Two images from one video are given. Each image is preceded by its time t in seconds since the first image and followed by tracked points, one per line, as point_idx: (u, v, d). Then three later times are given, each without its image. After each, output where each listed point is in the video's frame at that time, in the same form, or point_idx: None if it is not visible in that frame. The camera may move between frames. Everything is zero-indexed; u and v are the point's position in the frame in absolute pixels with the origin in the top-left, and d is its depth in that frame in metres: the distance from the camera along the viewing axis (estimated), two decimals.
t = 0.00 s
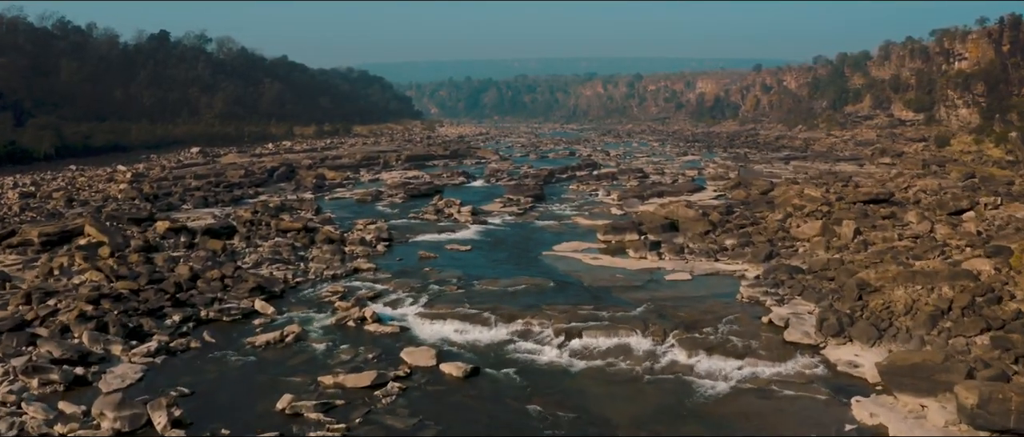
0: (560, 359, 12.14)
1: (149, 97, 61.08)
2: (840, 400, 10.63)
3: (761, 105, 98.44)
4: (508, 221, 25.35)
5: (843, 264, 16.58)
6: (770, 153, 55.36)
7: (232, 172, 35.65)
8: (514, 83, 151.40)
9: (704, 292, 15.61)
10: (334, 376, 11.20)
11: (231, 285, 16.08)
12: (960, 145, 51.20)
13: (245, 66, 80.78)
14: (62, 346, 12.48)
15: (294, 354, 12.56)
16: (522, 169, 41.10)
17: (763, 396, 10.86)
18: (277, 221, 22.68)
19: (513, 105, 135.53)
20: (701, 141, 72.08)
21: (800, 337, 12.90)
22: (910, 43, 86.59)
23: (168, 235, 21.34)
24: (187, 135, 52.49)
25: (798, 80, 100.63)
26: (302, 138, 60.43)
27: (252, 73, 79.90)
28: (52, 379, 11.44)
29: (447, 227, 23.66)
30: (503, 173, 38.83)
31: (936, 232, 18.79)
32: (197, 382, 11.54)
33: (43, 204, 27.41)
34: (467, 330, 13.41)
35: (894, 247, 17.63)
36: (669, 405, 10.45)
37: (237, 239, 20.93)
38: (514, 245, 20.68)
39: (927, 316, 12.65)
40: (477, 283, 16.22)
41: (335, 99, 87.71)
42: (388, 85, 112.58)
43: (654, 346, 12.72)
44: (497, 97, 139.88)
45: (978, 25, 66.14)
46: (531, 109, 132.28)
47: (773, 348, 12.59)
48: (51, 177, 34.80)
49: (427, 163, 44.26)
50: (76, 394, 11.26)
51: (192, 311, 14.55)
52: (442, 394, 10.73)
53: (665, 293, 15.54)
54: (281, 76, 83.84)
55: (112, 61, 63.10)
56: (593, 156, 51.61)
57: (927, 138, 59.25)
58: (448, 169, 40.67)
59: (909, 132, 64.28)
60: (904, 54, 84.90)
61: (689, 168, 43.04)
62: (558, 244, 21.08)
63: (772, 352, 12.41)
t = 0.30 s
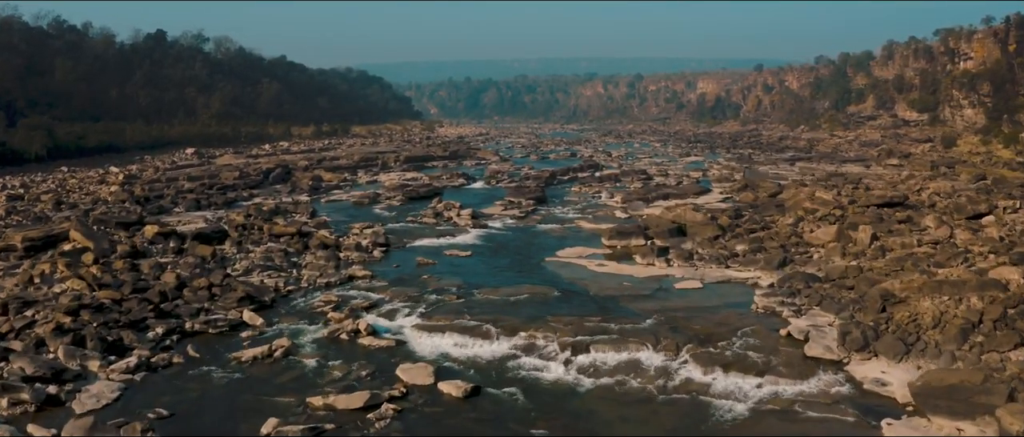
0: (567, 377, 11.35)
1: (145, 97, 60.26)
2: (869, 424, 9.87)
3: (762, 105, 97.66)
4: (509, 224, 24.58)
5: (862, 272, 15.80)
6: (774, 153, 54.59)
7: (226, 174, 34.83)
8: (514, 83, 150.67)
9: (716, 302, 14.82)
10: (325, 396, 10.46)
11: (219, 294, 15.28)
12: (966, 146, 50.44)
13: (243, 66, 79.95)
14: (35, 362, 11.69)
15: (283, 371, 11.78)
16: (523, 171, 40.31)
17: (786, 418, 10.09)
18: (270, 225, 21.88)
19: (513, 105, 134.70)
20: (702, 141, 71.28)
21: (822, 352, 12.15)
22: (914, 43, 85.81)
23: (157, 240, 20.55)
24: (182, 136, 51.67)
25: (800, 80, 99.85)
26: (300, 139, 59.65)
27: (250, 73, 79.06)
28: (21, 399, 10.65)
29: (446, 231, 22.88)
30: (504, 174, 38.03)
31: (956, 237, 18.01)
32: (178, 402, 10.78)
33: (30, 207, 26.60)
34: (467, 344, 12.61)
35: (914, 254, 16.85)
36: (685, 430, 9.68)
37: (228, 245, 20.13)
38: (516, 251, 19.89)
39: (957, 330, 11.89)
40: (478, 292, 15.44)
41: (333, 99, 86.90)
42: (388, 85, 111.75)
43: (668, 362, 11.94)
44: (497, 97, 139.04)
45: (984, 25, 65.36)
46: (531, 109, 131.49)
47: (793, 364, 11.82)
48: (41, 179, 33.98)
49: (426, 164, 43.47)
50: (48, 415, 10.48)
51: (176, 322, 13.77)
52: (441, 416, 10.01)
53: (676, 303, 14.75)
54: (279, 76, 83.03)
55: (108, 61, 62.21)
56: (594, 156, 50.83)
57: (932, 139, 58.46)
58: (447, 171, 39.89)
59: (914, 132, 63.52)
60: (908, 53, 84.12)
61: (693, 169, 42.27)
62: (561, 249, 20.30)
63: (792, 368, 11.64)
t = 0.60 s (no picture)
0: (577, 400, 10.45)
1: (140, 97, 59.35)
2: None
3: (764, 106, 96.73)
4: (510, 229, 23.69)
5: (887, 283, 14.89)
6: (779, 154, 53.68)
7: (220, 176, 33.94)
8: (514, 83, 149.88)
9: (732, 316, 13.92)
10: (312, 425, 9.58)
11: (204, 307, 14.36)
12: (975, 147, 49.54)
13: (240, 65, 79.02)
14: None
15: (269, 393, 10.88)
16: (524, 172, 39.41)
17: None
18: (261, 230, 20.97)
19: (513, 105, 133.76)
20: (705, 142, 70.42)
21: (851, 372, 11.25)
22: (918, 42, 84.87)
23: (142, 246, 19.59)
24: (178, 136, 50.74)
25: (803, 80, 98.91)
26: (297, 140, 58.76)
27: (247, 73, 78.14)
28: None
29: (445, 237, 21.97)
30: (504, 176, 37.15)
31: (983, 244, 17.12)
32: (152, 430, 9.88)
33: (14, 211, 25.68)
34: (467, 363, 11.70)
35: (939, 263, 15.95)
36: None
37: (217, 251, 19.21)
38: (518, 258, 18.98)
39: (998, 348, 11.01)
40: (478, 304, 14.52)
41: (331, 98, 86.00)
42: (387, 85, 110.83)
43: (685, 382, 11.04)
44: (496, 97, 138.13)
45: (991, 24, 64.45)
46: (531, 109, 130.61)
47: (821, 385, 10.93)
48: (29, 181, 33.08)
49: (425, 166, 42.59)
50: None
51: (156, 337, 12.86)
52: None
53: (690, 316, 13.83)
54: (276, 76, 82.13)
55: (104, 60, 61.33)
56: (596, 158, 49.92)
57: (939, 140, 57.55)
58: (446, 172, 38.99)
59: (921, 133, 62.60)
60: (913, 53, 83.19)
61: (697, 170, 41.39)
62: (566, 256, 19.38)
63: (821, 390, 10.73)
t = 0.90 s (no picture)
0: (586, 424, 9.64)
1: (135, 96, 58.50)
2: None
3: (766, 106, 95.95)
4: (511, 233, 22.90)
5: (910, 293, 14.11)
6: (783, 155, 52.91)
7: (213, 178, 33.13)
8: (514, 83, 149.28)
9: (748, 329, 13.12)
10: None
11: (188, 319, 13.55)
12: (982, 148, 48.77)
13: (237, 65, 78.21)
14: None
15: (253, 415, 10.07)
16: (524, 174, 38.63)
17: None
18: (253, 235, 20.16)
19: (512, 105, 132.97)
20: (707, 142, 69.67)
21: (881, 392, 10.45)
22: (922, 42, 84.06)
23: (128, 252, 18.75)
24: (173, 137, 49.95)
25: (805, 80, 98.14)
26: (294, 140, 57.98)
27: (245, 72, 77.33)
28: None
29: (444, 242, 21.16)
30: (505, 178, 36.37)
31: (1007, 251, 16.32)
32: None
33: None
34: (468, 381, 10.90)
35: (963, 271, 15.16)
36: None
37: (206, 258, 18.40)
38: (521, 265, 18.20)
39: None
40: (479, 316, 13.71)
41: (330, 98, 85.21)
42: (386, 85, 110.02)
43: (702, 404, 10.23)
44: (496, 98, 137.32)
45: (997, 23, 63.67)
46: (531, 109, 129.85)
47: (849, 407, 10.12)
48: (17, 184, 32.28)
49: (424, 167, 41.81)
50: None
51: (135, 352, 12.05)
52: None
53: (704, 329, 13.02)
54: (274, 76, 81.36)
55: (99, 60, 60.50)
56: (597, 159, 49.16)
57: (945, 140, 56.78)
58: (446, 174, 38.20)
59: (926, 133, 61.80)
60: (916, 53, 82.40)
61: (701, 171, 40.61)
62: (570, 263, 18.57)
63: (849, 413, 9.94)
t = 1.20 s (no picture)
0: None
1: (130, 96, 57.66)
2: None
3: (767, 106, 95.14)
4: (512, 238, 22.11)
5: (937, 305, 13.32)
6: (787, 156, 52.16)
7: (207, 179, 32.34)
8: (514, 83, 148.39)
9: (767, 343, 12.31)
10: None
11: (171, 332, 12.75)
12: (989, 148, 48.00)
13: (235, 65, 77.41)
14: None
15: None
16: (525, 175, 37.82)
17: None
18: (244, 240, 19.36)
19: (512, 106, 132.17)
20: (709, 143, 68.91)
21: (915, 415, 9.64)
22: (926, 42, 83.25)
23: (113, 259, 17.93)
24: (168, 137, 49.17)
25: (807, 80, 97.33)
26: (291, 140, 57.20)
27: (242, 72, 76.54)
28: None
29: (443, 247, 20.37)
30: (505, 179, 35.56)
31: None
32: None
33: None
34: (468, 403, 10.10)
35: (990, 281, 14.35)
36: None
37: (194, 265, 17.60)
38: (523, 272, 17.42)
39: None
40: (479, 329, 12.91)
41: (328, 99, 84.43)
42: (385, 85, 109.18)
43: (721, 429, 9.42)
44: (496, 98, 136.45)
45: (1003, 22, 62.87)
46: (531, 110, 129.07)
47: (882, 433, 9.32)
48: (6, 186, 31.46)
49: (423, 168, 41.02)
50: None
51: (113, 370, 11.26)
52: None
53: (719, 343, 12.22)
54: (272, 76, 80.57)
55: (94, 59, 59.73)
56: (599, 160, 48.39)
57: (951, 141, 55.98)
58: (445, 176, 37.38)
59: (932, 133, 61.00)
60: (920, 53, 81.60)
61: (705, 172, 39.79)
62: (574, 270, 17.77)
63: None
